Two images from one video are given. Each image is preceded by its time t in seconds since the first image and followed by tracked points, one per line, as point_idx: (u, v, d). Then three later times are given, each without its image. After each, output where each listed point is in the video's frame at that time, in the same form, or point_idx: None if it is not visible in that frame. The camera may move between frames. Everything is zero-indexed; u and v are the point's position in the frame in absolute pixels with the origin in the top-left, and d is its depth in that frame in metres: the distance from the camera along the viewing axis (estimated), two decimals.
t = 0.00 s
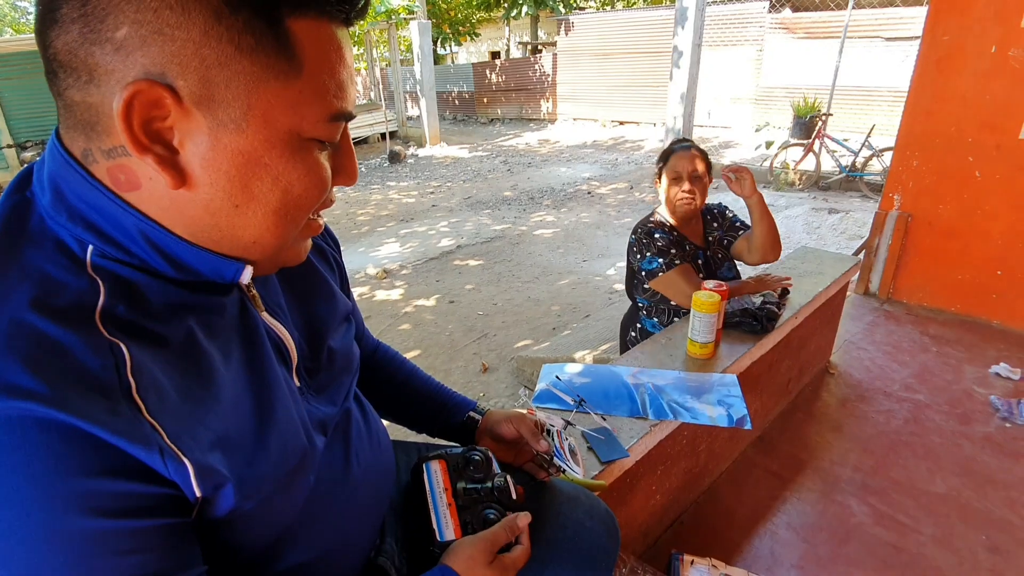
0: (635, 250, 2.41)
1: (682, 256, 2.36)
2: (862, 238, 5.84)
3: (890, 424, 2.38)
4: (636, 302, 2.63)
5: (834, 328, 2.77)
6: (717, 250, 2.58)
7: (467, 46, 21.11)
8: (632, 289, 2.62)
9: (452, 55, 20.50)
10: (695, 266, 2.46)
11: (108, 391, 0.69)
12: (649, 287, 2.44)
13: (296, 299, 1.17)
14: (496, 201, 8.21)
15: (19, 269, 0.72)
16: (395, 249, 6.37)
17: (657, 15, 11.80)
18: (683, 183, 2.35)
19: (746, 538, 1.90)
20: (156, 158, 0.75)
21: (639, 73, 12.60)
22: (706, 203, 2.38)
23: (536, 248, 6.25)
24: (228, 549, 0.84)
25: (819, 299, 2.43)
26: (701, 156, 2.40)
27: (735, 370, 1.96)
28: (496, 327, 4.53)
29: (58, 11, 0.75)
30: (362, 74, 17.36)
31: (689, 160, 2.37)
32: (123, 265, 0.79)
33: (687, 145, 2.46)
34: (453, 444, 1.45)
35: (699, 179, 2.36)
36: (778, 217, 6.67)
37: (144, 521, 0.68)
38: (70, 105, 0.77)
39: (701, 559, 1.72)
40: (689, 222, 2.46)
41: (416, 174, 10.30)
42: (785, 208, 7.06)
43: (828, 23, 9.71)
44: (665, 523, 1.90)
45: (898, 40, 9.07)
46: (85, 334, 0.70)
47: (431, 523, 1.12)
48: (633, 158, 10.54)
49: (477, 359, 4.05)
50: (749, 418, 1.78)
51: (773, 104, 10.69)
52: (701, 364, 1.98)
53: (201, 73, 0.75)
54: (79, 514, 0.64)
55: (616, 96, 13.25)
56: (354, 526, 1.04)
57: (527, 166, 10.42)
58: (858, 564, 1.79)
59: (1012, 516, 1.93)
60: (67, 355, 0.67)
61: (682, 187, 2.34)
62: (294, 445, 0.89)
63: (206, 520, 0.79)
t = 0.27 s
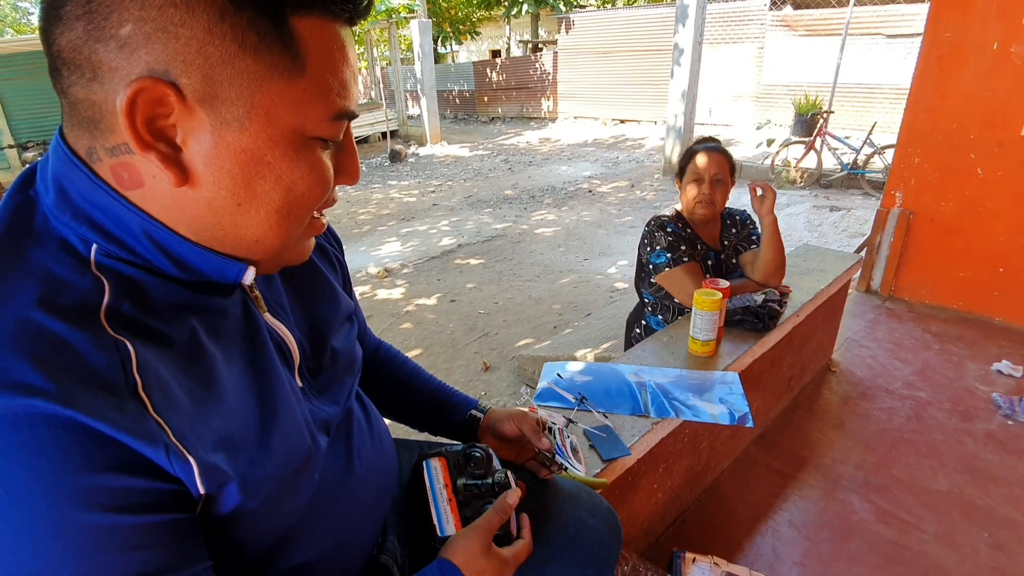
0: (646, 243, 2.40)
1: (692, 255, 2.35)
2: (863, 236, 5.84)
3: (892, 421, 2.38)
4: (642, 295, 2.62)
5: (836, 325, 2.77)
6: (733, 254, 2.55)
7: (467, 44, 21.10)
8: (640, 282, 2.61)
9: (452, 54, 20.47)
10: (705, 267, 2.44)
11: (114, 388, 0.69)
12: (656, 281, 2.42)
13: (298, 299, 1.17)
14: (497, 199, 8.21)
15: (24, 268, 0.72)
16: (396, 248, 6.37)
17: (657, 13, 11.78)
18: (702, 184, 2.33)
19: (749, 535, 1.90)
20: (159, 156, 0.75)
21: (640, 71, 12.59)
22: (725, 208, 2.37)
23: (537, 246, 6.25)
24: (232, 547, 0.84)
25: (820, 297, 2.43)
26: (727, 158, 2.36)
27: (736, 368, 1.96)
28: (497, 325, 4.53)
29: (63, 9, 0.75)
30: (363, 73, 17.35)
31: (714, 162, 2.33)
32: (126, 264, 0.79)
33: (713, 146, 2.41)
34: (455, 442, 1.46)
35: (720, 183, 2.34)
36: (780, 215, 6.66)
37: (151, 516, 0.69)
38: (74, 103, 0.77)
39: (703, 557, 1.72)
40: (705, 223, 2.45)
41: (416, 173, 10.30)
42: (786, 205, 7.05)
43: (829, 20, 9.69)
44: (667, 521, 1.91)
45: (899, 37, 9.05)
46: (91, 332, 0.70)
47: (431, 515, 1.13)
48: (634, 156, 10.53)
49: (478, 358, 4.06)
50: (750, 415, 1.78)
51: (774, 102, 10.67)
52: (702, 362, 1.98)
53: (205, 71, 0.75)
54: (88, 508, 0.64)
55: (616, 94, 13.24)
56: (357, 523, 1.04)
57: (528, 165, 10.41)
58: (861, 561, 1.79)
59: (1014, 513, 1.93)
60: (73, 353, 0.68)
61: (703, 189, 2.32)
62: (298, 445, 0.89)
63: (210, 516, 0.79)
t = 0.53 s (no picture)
0: (653, 238, 2.40)
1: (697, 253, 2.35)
2: (865, 234, 5.83)
3: (894, 420, 2.38)
4: (645, 290, 2.63)
5: (837, 324, 2.76)
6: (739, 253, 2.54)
7: (468, 43, 21.09)
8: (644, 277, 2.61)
9: (453, 52, 20.44)
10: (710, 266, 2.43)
11: (113, 381, 0.69)
12: (660, 278, 2.42)
13: (298, 295, 1.17)
14: (498, 198, 8.20)
15: (21, 263, 0.72)
16: (397, 247, 6.37)
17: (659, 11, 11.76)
18: (711, 182, 2.32)
19: (750, 534, 1.90)
20: (150, 152, 0.75)
21: (641, 69, 12.57)
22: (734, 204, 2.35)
23: (538, 245, 6.24)
24: (232, 543, 0.84)
25: (822, 296, 2.43)
26: (737, 156, 2.36)
27: (737, 366, 1.95)
28: (498, 324, 4.53)
29: (53, 6, 0.75)
30: (363, 71, 17.32)
31: (725, 159, 2.33)
32: (121, 260, 0.79)
33: (724, 144, 2.41)
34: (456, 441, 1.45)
35: (730, 180, 2.33)
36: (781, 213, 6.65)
37: (151, 508, 0.69)
38: (67, 100, 0.77)
39: (705, 555, 1.72)
40: (713, 222, 2.44)
41: (417, 172, 10.29)
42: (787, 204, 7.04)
43: (831, 18, 9.68)
44: (669, 520, 1.91)
45: (900, 36, 9.03)
46: (89, 326, 0.70)
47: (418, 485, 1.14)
48: (635, 155, 10.52)
49: (479, 357, 4.05)
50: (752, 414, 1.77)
51: (776, 101, 10.66)
52: (704, 361, 1.97)
53: (194, 66, 0.75)
54: (89, 501, 0.64)
55: (617, 92, 13.22)
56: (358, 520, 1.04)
57: (529, 164, 10.41)
58: (862, 560, 1.79)
59: (1016, 512, 1.93)
60: (70, 346, 0.68)
61: (713, 186, 2.31)
62: (298, 440, 0.89)
63: (210, 511, 0.79)
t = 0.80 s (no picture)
0: (660, 236, 2.41)
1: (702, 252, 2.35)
2: (868, 235, 5.82)
3: (897, 421, 2.37)
4: (649, 287, 2.64)
5: (840, 324, 2.75)
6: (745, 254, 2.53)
7: (470, 43, 21.09)
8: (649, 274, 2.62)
9: (455, 52, 20.44)
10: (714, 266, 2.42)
11: (108, 377, 0.69)
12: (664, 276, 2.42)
13: (299, 293, 1.17)
14: (500, 198, 8.20)
15: (17, 259, 0.72)
16: (400, 247, 6.36)
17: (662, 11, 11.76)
18: (719, 181, 2.31)
19: (752, 535, 1.89)
20: (145, 148, 0.74)
21: (644, 69, 12.58)
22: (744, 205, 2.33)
23: (540, 245, 6.23)
24: (231, 540, 0.84)
25: (825, 296, 2.42)
26: (747, 157, 2.34)
27: (740, 367, 1.95)
28: (500, 324, 4.53)
29: (47, 4, 0.75)
30: (365, 71, 17.32)
31: (734, 159, 2.32)
32: (117, 257, 0.79)
33: (734, 144, 2.40)
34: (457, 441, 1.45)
35: (738, 181, 2.32)
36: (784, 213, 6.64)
37: (150, 505, 0.69)
38: (63, 98, 0.78)
39: (707, 556, 1.71)
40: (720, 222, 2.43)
41: (419, 172, 10.29)
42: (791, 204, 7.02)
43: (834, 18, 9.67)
44: (670, 520, 1.90)
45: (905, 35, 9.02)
46: (83, 321, 0.70)
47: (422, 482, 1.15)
48: (637, 155, 10.51)
49: (481, 357, 4.05)
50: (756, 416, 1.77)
51: (779, 100, 10.64)
52: (707, 361, 1.97)
53: (186, 61, 0.75)
54: (85, 498, 0.64)
55: (620, 92, 13.21)
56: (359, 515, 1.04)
57: (531, 163, 10.40)
58: (865, 561, 1.78)
59: (1020, 513, 1.92)
60: (63, 342, 0.67)
61: (720, 186, 2.31)
62: (298, 437, 0.88)
63: (209, 507, 0.79)
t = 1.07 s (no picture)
0: (660, 237, 2.40)
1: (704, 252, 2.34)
2: (875, 234, 5.79)
3: (903, 421, 2.35)
4: (650, 288, 2.63)
5: (847, 324, 2.74)
6: (747, 253, 2.52)
7: (475, 42, 21.10)
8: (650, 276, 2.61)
9: (460, 51, 20.44)
10: (717, 266, 2.41)
11: (127, 365, 0.69)
12: (667, 276, 2.41)
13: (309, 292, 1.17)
14: (504, 197, 8.19)
15: (35, 253, 0.72)
16: (404, 245, 6.37)
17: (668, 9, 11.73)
18: (720, 181, 2.30)
19: (758, 535, 1.88)
20: (174, 145, 0.74)
21: (649, 68, 12.55)
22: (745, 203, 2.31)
23: (545, 244, 6.23)
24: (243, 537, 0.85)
25: (831, 295, 2.41)
26: (749, 156, 2.32)
27: (745, 366, 1.93)
28: (504, 323, 4.52)
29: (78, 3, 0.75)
30: (370, 70, 17.35)
31: (736, 158, 2.30)
32: (137, 252, 0.79)
33: (735, 144, 2.38)
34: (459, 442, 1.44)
35: (739, 180, 2.30)
36: (790, 212, 6.60)
37: (166, 487, 0.68)
38: (89, 95, 0.77)
39: (711, 556, 1.70)
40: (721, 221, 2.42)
41: (424, 171, 10.29)
42: (797, 203, 6.99)
43: (841, 16, 9.62)
44: (675, 520, 1.89)
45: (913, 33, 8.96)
46: (100, 311, 0.70)
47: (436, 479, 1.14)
48: (642, 153, 10.48)
49: (485, 356, 4.05)
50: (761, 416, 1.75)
51: (785, 99, 10.60)
52: (712, 360, 1.96)
53: (216, 60, 0.74)
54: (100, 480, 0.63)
55: (625, 91, 13.18)
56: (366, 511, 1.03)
57: (536, 162, 10.39)
58: (870, 562, 1.77)
59: None
60: (80, 330, 0.67)
61: (721, 186, 2.30)
62: (311, 434, 0.88)
63: (230, 492, 0.79)
